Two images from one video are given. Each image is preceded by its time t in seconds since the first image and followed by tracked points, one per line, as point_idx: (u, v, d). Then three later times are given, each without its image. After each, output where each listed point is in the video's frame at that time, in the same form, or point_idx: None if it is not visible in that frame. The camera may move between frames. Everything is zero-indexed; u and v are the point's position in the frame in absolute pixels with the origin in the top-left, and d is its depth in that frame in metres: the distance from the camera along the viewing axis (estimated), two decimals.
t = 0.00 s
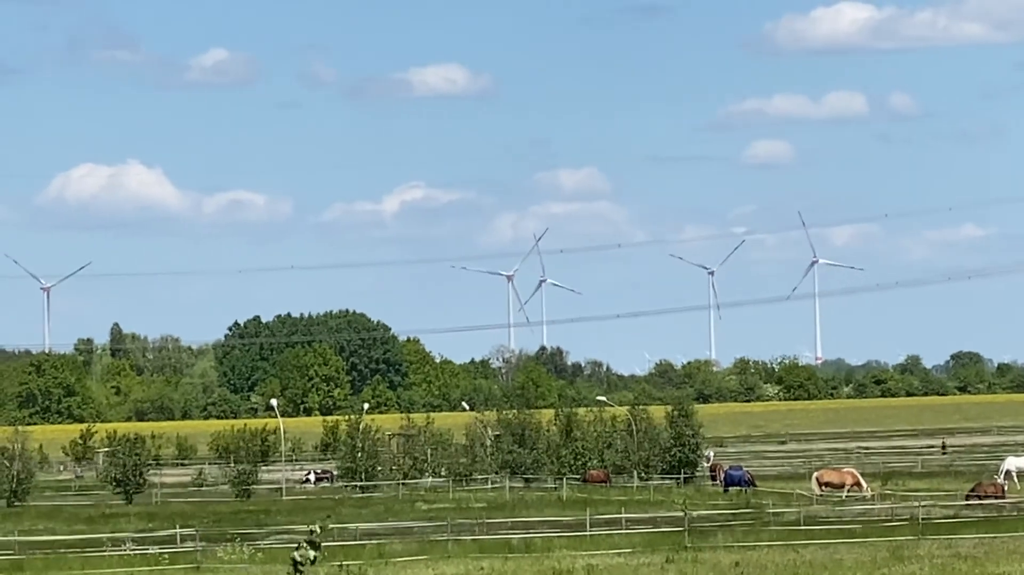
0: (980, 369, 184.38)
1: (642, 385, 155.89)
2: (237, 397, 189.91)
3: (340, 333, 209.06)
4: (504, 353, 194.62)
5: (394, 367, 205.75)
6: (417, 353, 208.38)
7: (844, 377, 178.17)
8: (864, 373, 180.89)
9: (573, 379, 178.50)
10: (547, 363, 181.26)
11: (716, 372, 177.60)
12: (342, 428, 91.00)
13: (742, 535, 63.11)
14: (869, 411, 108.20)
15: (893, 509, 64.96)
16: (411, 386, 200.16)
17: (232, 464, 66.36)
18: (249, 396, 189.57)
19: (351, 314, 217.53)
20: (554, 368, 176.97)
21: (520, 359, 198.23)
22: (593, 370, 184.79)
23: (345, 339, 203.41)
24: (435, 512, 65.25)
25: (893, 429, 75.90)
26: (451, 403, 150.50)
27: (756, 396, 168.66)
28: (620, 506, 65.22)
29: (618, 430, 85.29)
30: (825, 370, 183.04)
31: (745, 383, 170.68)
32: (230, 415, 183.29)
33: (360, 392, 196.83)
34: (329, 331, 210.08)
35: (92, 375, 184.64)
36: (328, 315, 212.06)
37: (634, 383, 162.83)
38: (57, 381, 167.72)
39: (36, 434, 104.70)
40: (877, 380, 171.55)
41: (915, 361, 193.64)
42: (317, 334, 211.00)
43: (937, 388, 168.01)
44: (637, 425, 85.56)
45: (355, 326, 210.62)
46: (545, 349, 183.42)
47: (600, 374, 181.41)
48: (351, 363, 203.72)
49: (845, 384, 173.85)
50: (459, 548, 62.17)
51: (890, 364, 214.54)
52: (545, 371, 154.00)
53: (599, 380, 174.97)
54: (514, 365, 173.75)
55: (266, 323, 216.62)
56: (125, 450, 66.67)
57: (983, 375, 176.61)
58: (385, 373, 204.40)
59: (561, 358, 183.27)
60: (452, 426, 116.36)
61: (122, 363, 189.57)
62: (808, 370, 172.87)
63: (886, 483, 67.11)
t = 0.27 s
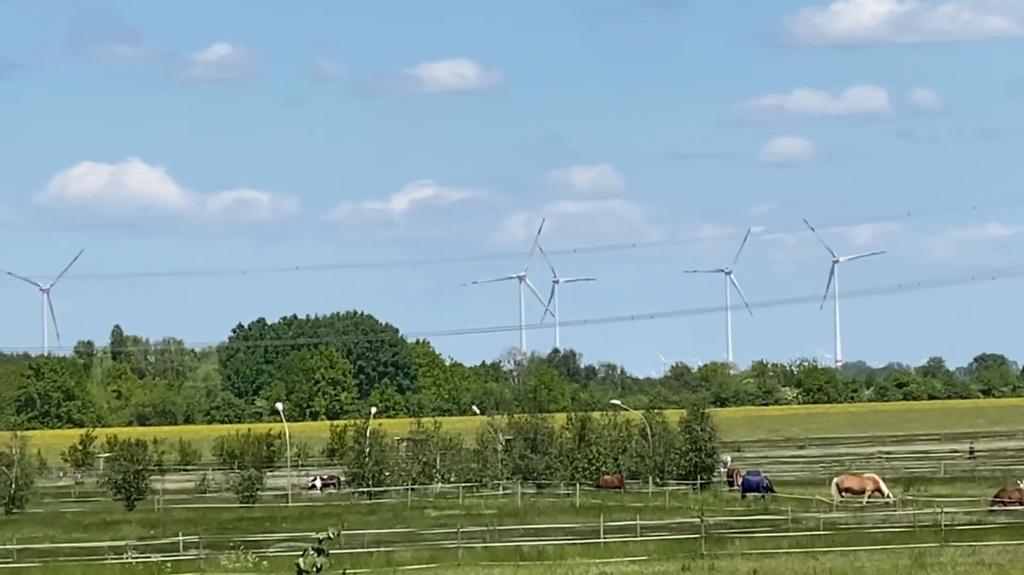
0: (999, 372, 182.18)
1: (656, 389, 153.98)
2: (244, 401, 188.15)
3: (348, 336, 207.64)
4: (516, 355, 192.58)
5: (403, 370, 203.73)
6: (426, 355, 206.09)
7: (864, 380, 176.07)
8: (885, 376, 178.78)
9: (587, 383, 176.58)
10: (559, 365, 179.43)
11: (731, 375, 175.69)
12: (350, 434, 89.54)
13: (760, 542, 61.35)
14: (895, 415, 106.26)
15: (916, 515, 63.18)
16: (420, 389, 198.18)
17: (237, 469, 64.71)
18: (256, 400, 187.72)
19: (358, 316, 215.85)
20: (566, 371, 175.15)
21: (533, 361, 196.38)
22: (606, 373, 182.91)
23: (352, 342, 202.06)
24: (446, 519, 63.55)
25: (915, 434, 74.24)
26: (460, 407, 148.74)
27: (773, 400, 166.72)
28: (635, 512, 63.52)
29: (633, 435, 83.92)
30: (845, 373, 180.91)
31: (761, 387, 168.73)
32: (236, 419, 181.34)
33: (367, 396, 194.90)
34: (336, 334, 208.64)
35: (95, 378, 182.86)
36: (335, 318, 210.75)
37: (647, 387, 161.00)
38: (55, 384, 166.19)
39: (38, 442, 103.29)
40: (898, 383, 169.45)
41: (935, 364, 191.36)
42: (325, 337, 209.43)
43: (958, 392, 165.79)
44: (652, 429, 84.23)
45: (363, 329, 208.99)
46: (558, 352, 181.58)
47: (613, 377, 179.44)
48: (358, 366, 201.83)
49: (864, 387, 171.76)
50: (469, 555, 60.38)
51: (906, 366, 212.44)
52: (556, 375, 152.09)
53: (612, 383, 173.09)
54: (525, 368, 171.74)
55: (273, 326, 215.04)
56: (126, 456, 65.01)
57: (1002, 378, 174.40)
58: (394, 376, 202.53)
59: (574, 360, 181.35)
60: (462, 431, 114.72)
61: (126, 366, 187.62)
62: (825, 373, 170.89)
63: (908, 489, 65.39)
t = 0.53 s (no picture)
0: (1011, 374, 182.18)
1: (671, 390, 154.07)
2: (256, 403, 187.99)
3: (361, 339, 208.26)
4: (530, 357, 192.53)
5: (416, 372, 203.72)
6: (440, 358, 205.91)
7: (878, 382, 176.01)
8: (899, 378, 178.71)
9: (600, 385, 176.55)
10: (572, 367, 179.47)
11: (745, 377, 175.64)
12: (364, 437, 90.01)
13: (774, 544, 61.35)
14: (912, 418, 106.39)
15: (929, 517, 63.16)
16: (434, 392, 197.90)
17: (251, 472, 64.82)
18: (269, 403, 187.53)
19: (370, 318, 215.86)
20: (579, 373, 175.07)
21: (546, 363, 196.36)
22: (619, 376, 182.86)
23: (366, 345, 203.58)
24: (460, 522, 63.61)
25: (929, 436, 74.32)
26: (474, 409, 148.65)
27: (787, 403, 166.77)
28: (649, 514, 63.55)
29: (646, 438, 84.41)
30: (859, 375, 180.86)
31: (775, 389, 168.78)
32: (248, 422, 181.24)
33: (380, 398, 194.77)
34: (348, 336, 208.70)
35: (107, 380, 182.52)
36: (349, 320, 211.36)
37: (662, 389, 160.98)
38: (70, 387, 165.17)
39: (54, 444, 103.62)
40: (912, 385, 169.37)
41: (948, 366, 191.29)
42: (338, 340, 209.62)
43: (972, 394, 165.79)
44: (665, 432, 84.76)
45: (376, 331, 209.14)
46: (571, 354, 181.67)
47: (626, 380, 179.31)
48: (372, 368, 201.77)
49: (878, 389, 171.67)
50: (483, 557, 60.35)
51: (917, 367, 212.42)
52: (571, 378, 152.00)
53: (626, 385, 173.06)
54: (538, 371, 171.56)
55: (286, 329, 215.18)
56: (140, 459, 65.10)
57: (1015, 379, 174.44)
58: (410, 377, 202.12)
59: (587, 363, 181.33)
60: (475, 435, 115.00)
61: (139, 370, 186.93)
62: (839, 375, 170.98)
63: (922, 491, 65.42)
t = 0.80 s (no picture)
0: None
1: (688, 393, 154.44)
2: (273, 406, 188.04)
3: (378, 341, 208.74)
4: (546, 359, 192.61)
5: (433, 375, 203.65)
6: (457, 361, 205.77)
7: (895, 385, 176.16)
8: (915, 381, 178.80)
9: (616, 388, 176.69)
10: (589, 370, 179.66)
11: (762, 380, 175.77)
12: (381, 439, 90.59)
13: (791, 546, 61.24)
14: (933, 421, 106.62)
15: (946, 519, 63.06)
16: (451, 394, 197.71)
17: (268, 475, 64.90)
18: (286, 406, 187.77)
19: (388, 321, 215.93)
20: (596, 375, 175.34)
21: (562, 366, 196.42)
22: (636, 378, 182.91)
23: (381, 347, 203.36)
24: (476, 524, 63.63)
25: (946, 440, 74.41)
26: (490, 412, 148.96)
27: (804, 405, 167.26)
28: (666, 517, 63.56)
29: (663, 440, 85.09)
30: (875, 377, 181.00)
31: (792, 391, 169.17)
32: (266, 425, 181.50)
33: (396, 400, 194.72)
34: (366, 338, 209.40)
35: (124, 382, 182.55)
36: (365, 323, 211.82)
37: (679, 391, 161.17)
38: (86, 391, 165.11)
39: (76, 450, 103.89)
40: (929, 388, 169.53)
41: (965, 368, 191.21)
42: (355, 342, 210.06)
43: (988, 396, 165.81)
44: (683, 434, 85.37)
45: (393, 334, 209.50)
46: (588, 357, 181.86)
47: (642, 382, 179.42)
48: (389, 371, 201.69)
49: (895, 392, 171.83)
50: (499, 560, 60.31)
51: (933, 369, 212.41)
52: (588, 380, 152.25)
53: (644, 388, 173.22)
54: (555, 374, 171.62)
55: (304, 332, 215.44)
56: (158, 463, 65.20)
57: None
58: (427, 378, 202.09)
59: (604, 365, 181.45)
60: (493, 437, 115.34)
61: (157, 374, 186.63)
62: (856, 377, 171.30)
63: (938, 493, 65.36)
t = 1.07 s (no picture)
0: None
1: (709, 399, 154.50)
2: (293, 412, 188.00)
3: (398, 347, 208.55)
4: (566, 365, 192.66)
5: (454, 381, 203.08)
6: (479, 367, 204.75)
7: (916, 389, 176.34)
8: (935, 385, 178.93)
9: (636, 393, 176.86)
10: (609, 376, 179.70)
11: (782, 385, 175.73)
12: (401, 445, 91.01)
13: (813, 551, 61.16)
14: (955, 428, 106.68)
15: (967, 525, 62.98)
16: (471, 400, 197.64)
17: (289, 481, 65.04)
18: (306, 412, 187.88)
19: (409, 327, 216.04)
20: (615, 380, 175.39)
21: (583, 372, 196.41)
22: (657, 384, 182.77)
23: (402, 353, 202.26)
24: (497, 530, 63.62)
25: (967, 447, 74.46)
26: (510, 418, 148.95)
27: (825, 411, 167.41)
28: (687, 523, 63.60)
29: (684, 446, 85.41)
30: (895, 382, 181.20)
31: (812, 397, 169.30)
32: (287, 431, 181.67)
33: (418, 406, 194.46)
34: (387, 345, 209.69)
35: (143, 388, 182.45)
36: (386, 329, 212.15)
37: (700, 397, 161.18)
38: (108, 398, 164.76)
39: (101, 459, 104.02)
40: (949, 393, 169.68)
41: (984, 374, 191.03)
42: (375, 349, 210.38)
43: (1009, 401, 165.64)
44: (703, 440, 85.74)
45: (413, 340, 209.59)
46: (608, 362, 181.82)
47: (662, 388, 179.38)
48: (409, 377, 201.42)
49: (916, 397, 172.08)
50: (521, 566, 60.27)
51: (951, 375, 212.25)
52: (608, 386, 152.34)
53: (664, 393, 173.19)
54: (574, 381, 171.67)
55: (325, 339, 215.53)
56: (179, 470, 65.36)
57: None
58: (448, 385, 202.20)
59: (624, 371, 181.47)
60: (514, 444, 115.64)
61: (176, 381, 184.03)
62: (876, 383, 171.34)
63: (959, 499, 65.32)
